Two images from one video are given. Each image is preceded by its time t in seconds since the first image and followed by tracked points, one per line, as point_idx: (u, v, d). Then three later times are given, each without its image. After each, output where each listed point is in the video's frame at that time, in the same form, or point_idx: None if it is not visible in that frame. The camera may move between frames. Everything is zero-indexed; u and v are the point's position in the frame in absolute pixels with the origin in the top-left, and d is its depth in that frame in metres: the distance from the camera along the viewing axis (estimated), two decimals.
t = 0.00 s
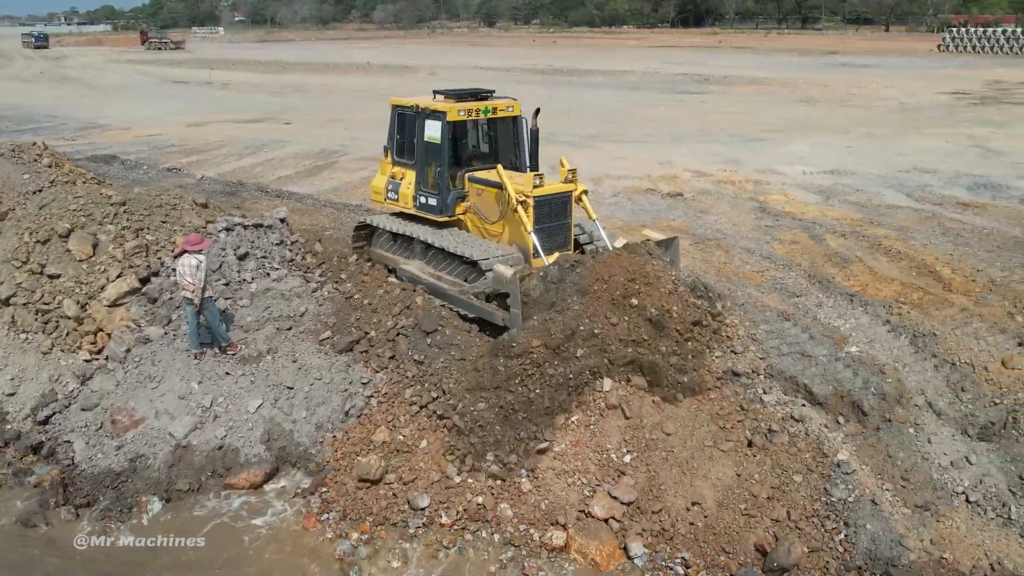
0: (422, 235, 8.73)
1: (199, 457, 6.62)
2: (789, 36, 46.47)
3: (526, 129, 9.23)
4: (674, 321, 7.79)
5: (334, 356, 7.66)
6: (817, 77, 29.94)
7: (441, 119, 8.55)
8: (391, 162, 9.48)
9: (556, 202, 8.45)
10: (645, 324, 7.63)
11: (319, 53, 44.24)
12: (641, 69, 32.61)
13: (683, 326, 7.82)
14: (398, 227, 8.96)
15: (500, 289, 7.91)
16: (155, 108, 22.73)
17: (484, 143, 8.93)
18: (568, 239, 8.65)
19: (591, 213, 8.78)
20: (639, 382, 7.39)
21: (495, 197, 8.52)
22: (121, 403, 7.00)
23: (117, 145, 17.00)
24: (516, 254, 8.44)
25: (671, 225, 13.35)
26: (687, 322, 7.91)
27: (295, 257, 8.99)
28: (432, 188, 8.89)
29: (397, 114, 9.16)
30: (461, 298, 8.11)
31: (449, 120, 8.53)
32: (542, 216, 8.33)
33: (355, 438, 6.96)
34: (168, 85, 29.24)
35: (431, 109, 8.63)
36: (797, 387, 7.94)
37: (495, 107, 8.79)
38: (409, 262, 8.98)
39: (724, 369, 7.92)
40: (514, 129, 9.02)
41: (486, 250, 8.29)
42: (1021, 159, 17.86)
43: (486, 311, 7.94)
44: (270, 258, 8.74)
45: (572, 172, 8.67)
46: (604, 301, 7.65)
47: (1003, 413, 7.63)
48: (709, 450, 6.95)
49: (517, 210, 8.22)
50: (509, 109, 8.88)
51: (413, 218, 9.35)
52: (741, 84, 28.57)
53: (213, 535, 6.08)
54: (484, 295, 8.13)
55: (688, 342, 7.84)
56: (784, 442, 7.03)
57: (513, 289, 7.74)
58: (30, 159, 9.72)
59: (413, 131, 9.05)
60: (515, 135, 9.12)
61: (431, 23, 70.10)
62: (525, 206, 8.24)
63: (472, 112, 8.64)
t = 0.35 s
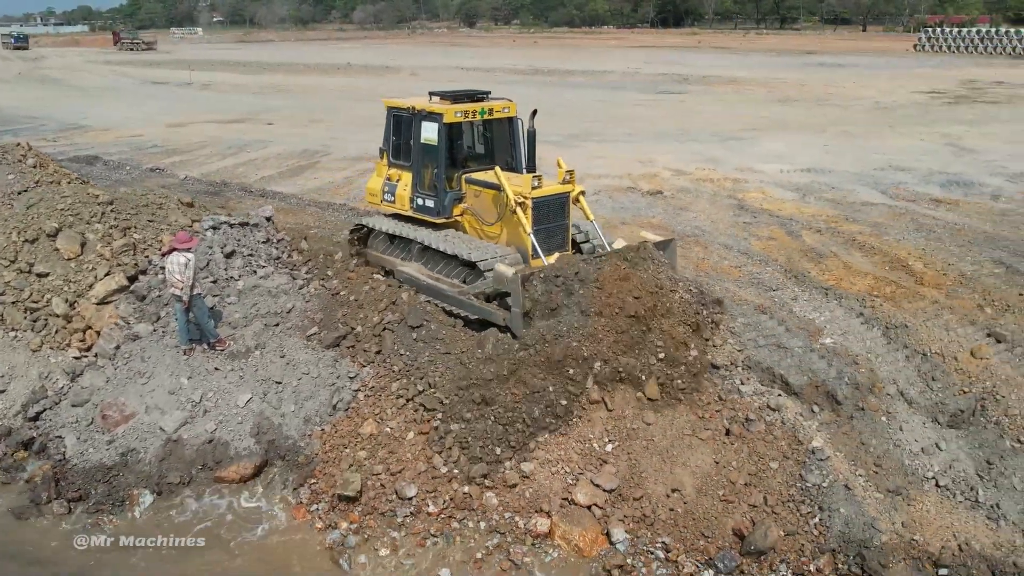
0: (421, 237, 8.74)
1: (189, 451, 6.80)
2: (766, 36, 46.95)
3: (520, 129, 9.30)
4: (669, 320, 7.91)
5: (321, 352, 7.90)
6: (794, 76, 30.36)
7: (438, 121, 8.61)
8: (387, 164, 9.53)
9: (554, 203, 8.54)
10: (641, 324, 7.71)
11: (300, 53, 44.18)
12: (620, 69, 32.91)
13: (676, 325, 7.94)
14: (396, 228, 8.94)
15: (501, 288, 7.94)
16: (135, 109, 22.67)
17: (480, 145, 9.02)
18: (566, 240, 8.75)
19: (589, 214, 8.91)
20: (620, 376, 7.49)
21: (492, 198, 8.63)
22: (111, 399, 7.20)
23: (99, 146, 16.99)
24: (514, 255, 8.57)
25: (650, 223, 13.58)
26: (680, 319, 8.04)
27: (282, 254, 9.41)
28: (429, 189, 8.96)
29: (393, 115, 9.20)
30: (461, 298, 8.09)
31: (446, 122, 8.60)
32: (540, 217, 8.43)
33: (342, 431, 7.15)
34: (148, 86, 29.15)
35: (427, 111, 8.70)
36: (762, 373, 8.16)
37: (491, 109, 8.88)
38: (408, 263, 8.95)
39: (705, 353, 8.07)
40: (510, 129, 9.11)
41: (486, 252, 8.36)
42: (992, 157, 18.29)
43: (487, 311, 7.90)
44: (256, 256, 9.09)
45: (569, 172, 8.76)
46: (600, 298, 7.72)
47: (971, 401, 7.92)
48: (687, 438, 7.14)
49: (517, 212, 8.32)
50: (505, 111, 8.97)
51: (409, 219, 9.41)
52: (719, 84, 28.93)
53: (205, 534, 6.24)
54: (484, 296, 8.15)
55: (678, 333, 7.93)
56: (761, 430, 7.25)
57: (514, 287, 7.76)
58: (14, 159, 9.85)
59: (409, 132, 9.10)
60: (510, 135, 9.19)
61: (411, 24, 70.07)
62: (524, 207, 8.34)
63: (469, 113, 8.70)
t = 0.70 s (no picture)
0: (418, 239, 8.78)
1: (177, 446, 7.00)
2: (743, 35, 47.39)
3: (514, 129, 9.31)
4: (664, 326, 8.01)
5: (307, 348, 8.07)
6: (771, 76, 30.75)
7: (434, 122, 8.61)
8: (382, 165, 9.49)
9: (552, 203, 8.59)
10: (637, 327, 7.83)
11: (280, 53, 44.10)
12: (600, 69, 33.16)
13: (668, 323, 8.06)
14: (394, 231, 8.98)
15: (500, 289, 8.04)
16: (115, 110, 22.61)
17: (475, 145, 9.05)
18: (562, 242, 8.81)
19: (586, 214, 8.94)
20: (612, 376, 7.54)
21: (490, 199, 8.65)
22: (100, 396, 7.41)
23: (79, 146, 16.97)
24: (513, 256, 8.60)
25: (631, 220, 13.79)
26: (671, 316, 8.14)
27: (266, 253, 9.47)
28: (426, 192, 8.96)
29: (388, 117, 9.18)
30: (460, 300, 8.13)
31: (442, 123, 8.60)
32: (538, 218, 8.47)
33: (330, 425, 7.32)
34: (126, 86, 29.04)
35: (423, 112, 8.69)
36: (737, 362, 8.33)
37: (487, 109, 8.89)
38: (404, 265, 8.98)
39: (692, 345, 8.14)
40: (505, 130, 9.14)
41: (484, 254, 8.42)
42: (965, 155, 18.65)
43: (487, 312, 7.95)
44: (241, 254, 9.21)
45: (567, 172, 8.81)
46: (597, 301, 7.83)
47: (944, 392, 8.18)
48: (667, 429, 7.31)
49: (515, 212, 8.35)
50: (501, 111, 9.01)
51: (404, 221, 9.37)
52: (698, 83, 29.26)
53: (201, 533, 6.42)
54: (482, 298, 8.22)
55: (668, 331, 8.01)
56: (738, 420, 7.42)
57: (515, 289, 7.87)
58: None
59: (404, 134, 9.09)
60: (504, 136, 9.20)
61: (391, 24, 69.98)
62: (522, 208, 8.37)
63: (464, 114, 8.71)
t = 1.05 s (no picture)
0: (415, 243, 8.83)
1: (160, 445, 7.06)
2: (720, 35, 47.74)
3: (508, 129, 9.27)
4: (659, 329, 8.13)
5: (290, 347, 8.14)
6: (749, 75, 31.06)
7: (430, 124, 8.58)
8: (377, 167, 9.46)
9: (550, 206, 8.64)
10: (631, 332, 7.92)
11: (257, 54, 43.85)
12: (579, 69, 33.32)
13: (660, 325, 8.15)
14: (390, 235, 9.00)
15: (500, 293, 8.02)
16: (92, 111, 22.44)
17: (471, 147, 9.04)
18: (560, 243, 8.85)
19: (585, 216, 8.95)
20: (618, 399, 7.49)
21: (487, 202, 8.67)
22: (83, 396, 7.48)
23: (56, 148, 16.84)
24: (511, 258, 8.61)
25: (611, 219, 13.92)
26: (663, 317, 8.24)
27: (249, 252, 9.51)
28: (422, 194, 8.94)
29: (383, 118, 9.15)
30: (460, 305, 8.13)
31: (438, 125, 8.57)
32: (536, 221, 8.51)
33: (313, 423, 7.41)
34: (103, 87, 28.80)
35: (418, 114, 8.66)
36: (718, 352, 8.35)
37: (483, 111, 8.87)
38: (401, 269, 9.03)
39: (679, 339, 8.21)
40: (500, 130, 9.15)
41: (482, 256, 8.43)
42: (939, 153, 18.96)
43: (486, 316, 7.92)
44: (224, 254, 9.25)
45: (564, 174, 8.87)
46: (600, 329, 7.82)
47: (919, 384, 8.31)
48: (648, 423, 7.42)
49: (514, 214, 8.38)
50: (497, 112, 9.02)
51: (399, 223, 9.38)
52: (676, 83, 29.50)
53: (188, 533, 6.48)
54: (481, 301, 8.21)
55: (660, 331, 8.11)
56: (718, 414, 7.54)
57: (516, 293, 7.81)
58: None
59: (399, 135, 9.06)
60: (498, 136, 9.17)
61: (369, 25, 69.75)
62: (520, 210, 8.41)
63: (460, 116, 8.67)
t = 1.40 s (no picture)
0: (411, 246, 8.71)
1: (143, 445, 7.09)
2: (699, 35, 48.05)
3: (502, 129, 9.30)
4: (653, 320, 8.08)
5: (272, 347, 8.17)
6: (728, 75, 31.33)
7: (426, 126, 8.52)
8: (371, 169, 9.36)
9: (549, 207, 8.56)
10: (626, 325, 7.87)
11: (236, 54, 43.60)
12: (560, 69, 33.44)
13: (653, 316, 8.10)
14: (386, 238, 8.87)
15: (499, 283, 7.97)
16: (69, 111, 22.26)
17: (466, 147, 9.02)
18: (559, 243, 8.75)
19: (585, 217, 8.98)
20: (630, 416, 7.40)
21: (485, 204, 8.61)
22: (64, 396, 7.47)
23: (34, 149, 16.68)
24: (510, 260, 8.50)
25: (593, 218, 14.01)
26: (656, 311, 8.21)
27: (230, 252, 9.53)
28: (418, 197, 8.87)
29: (376, 119, 9.04)
30: (460, 301, 8.11)
31: (434, 126, 8.51)
32: (535, 222, 8.43)
33: (296, 423, 7.50)
34: (80, 87, 28.54)
35: (414, 115, 8.60)
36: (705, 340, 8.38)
37: (479, 111, 8.85)
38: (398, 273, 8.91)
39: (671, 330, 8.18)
40: (495, 130, 9.16)
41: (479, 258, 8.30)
42: (916, 152, 19.23)
43: (487, 309, 7.90)
44: (206, 254, 9.25)
45: (563, 175, 8.81)
46: (599, 346, 7.59)
47: (897, 378, 8.49)
48: (635, 422, 7.43)
49: (513, 216, 8.26)
50: (492, 112, 9.01)
51: (395, 226, 9.27)
52: (656, 82, 29.71)
53: (173, 531, 6.49)
54: (480, 296, 8.21)
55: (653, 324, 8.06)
56: (699, 409, 7.68)
57: (517, 284, 7.65)
58: None
59: (393, 136, 8.97)
60: (493, 136, 9.19)
61: (348, 25, 69.54)
62: (519, 211, 8.28)
63: (456, 117, 8.64)
